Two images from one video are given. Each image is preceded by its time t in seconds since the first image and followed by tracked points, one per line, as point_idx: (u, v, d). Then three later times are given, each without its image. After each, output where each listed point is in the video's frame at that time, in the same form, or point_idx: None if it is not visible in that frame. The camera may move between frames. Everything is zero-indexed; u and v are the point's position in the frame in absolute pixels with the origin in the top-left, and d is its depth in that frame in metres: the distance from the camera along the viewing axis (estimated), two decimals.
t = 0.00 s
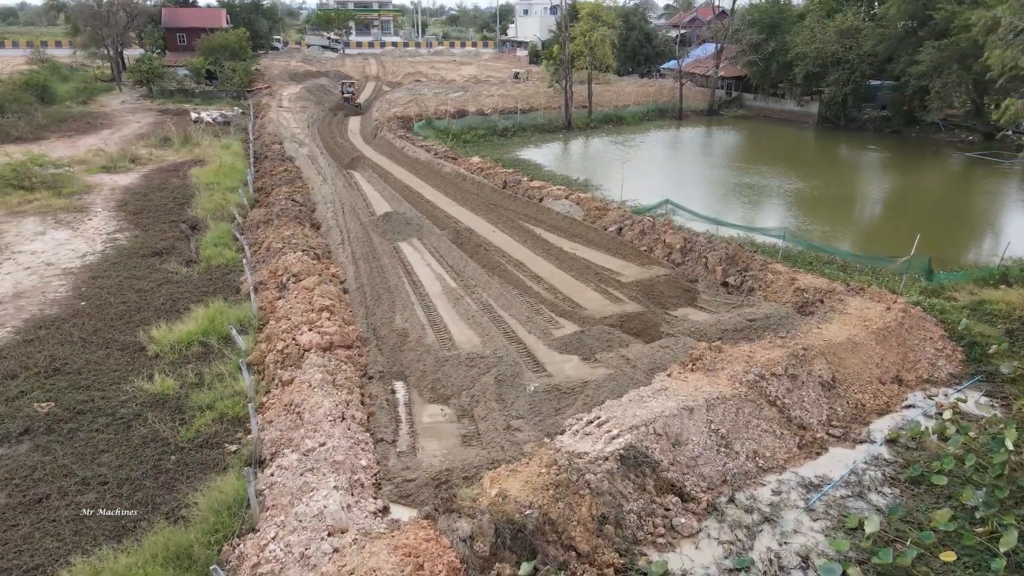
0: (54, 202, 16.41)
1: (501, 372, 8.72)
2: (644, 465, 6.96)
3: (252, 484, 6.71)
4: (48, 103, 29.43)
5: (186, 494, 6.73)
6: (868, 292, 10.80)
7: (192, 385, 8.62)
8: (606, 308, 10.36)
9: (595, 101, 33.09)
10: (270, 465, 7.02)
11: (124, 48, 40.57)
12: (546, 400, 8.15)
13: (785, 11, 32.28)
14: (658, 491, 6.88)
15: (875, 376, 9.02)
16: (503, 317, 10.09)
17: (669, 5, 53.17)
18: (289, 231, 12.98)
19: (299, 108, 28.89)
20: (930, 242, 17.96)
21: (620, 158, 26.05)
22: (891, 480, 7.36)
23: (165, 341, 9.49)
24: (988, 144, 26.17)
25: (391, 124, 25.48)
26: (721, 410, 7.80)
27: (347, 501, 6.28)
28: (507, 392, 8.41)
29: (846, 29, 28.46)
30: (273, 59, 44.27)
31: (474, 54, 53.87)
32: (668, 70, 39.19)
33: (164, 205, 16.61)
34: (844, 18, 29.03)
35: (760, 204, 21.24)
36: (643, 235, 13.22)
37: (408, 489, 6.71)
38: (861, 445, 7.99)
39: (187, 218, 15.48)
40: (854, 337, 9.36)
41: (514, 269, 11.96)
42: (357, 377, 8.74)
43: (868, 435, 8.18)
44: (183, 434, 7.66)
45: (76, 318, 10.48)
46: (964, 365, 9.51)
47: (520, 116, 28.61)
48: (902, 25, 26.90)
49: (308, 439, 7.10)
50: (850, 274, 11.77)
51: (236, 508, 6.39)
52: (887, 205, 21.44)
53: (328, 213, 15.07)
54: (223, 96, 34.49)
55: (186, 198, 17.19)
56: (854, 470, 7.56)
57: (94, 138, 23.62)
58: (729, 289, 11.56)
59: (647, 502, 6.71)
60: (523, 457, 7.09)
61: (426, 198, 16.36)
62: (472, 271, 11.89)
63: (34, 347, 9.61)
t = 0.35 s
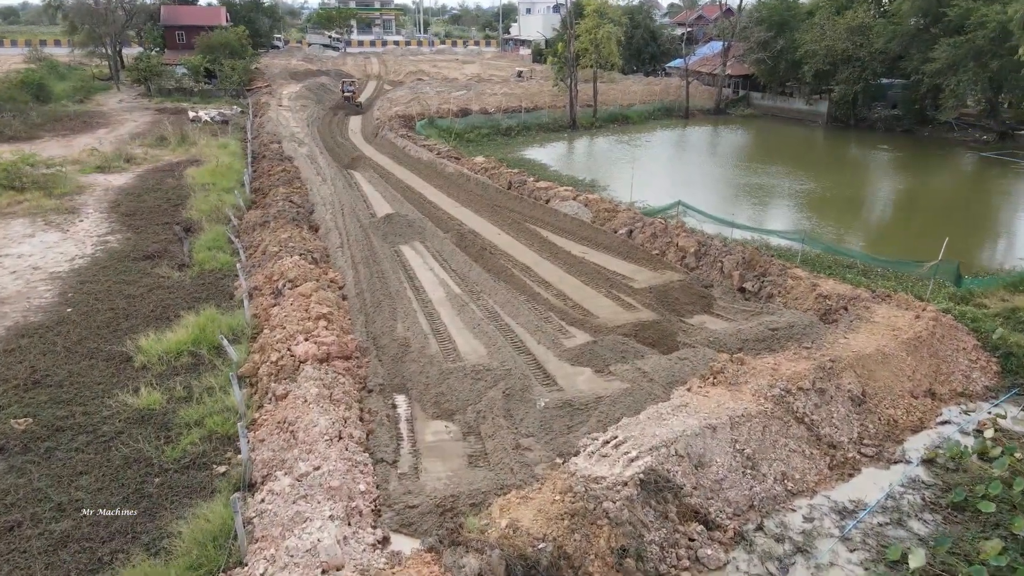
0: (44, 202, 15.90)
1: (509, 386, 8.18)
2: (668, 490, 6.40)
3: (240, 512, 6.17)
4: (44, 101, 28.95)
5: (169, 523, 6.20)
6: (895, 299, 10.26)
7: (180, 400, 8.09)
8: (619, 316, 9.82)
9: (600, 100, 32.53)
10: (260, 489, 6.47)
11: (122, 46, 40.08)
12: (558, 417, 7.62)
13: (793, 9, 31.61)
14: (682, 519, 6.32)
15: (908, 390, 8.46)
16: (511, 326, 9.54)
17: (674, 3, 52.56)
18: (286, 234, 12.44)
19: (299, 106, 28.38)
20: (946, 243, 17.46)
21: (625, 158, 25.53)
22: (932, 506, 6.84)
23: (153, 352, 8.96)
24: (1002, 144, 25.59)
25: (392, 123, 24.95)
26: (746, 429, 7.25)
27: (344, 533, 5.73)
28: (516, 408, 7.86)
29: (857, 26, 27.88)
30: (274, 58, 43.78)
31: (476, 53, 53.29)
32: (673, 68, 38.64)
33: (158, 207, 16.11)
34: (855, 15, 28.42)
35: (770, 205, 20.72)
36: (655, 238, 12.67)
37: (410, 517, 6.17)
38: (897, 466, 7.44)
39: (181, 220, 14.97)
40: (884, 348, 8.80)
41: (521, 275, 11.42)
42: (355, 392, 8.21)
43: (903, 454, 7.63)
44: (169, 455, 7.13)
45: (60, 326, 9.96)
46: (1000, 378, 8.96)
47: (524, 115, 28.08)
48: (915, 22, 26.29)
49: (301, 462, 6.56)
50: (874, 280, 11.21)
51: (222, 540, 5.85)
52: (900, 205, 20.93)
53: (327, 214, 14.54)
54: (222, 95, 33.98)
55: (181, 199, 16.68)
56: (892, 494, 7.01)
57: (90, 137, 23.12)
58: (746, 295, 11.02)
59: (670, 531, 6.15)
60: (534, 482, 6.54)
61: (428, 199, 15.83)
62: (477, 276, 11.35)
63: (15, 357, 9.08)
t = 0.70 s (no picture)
0: (35, 204, 15.35)
1: (521, 403, 7.61)
2: (699, 524, 5.80)
3: (226, 549, 5.58)
4: (40, 100, 28.47)
5: (150, 560, 5.62)
6: (928, 308, 9.66)
7: (168, 418, 7.52)
8: (635, 327, 9.24)
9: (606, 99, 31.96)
10: (250, 522, 5.89)
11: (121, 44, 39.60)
12: (574, 439, 7.04)
13: (804, 6, 30.95)
14: (715, 556, 5.72)
15: (949, 407, 7.85)
16: (521, 338, 8.96)
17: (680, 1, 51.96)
18: (283, 238, 11.86)
19: (300, 105, 27.85)
20: (969, 246, 16.82)
21: (632, 158, 24.92)
22: (987, 540, 6.25)
23: (139, 365, 8.40)
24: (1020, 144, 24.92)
25: (395, 122, 24.39)
26: (782, 453, 6.65)
27: None
28: (529, 429, 7.27)
29: (870, 24, 27.26)
30: (275, 56, 43.27)
31: (480, 51, 52.74)
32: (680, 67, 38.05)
33: (152, 208, 15.56)
34: (868, 12, 27.79)
35: (783, 206, 20.09)
36: (670, 242, 12.09)
37: (416, 554, 5.60)
38: (944, 493, 6.85)
39: (176, 222, 14.42)
40: (922, 361, 8.20)
41: (530, 281, 10.85)
42: (356, 410, 7.63)
43: (949, 480, 7.03)
44: (153, 481, 6.56)
45: (43, 336, 9.39)
46: None
47: (529, 114, 27.52)
48: (930, 19, 25.65)
49: (295, 493, 5.97)
50: (902, 287, 10.62)
51: None
52: (918, 207, 20.26)
53: (328, 217, 13.98)
54: (222, 93, 33.46)
55: (177, 200, 16.14)
56: (942, 527, 6.42)
57: (85, 137, 22.60)
58: (768, 303, 10.43)
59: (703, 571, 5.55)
60: (550, 516, 5.95)
61: (432, 201, 15.26)
62: (484, 283, 10.77)
63: None
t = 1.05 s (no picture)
0: (26, 204, 14.84)
1: (536, 420, 7.05)
2: (737, 561, 5.24)
3: None
4: (37, 99, 27.99)
5: None
6: (965, 316, 9.10)
7: (157, 436, 6.99)
8: (656, 336, 8.70)
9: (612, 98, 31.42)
10: (241, 556, 5.35)
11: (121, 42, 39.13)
12: (596, 460, 6.49)
13: (815, 2, 30.35)
14: None
15: (997, 424, 7.28)
16: (536, 348, 8.42)
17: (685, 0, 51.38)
18: (282, 241, 11.32)
19: (301, 104, 27.34)
20: (995, 247, 16.20)
21: (639, 157, 24.32)
22: None
23: (127, 378, 7.87)
24: None
25: (398, 121, 23.87)
26: (823, 477, 6.09)
27: None
28: (546, 448, 6.72)
29: (883, 20, 26.65)
30: (276, 55, 42.78)
31: (483, 50, 52.21)
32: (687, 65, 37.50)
33: (148, 209, 15.04)
34: (881, 8, 27.18)
35: (796, 206, 19.44)
36: (687, 245, 11.54)
37: None
38: (999, 521, 6.28)
39: (171, 224, 13.90)
40: (966, 374, 7.64)
41: (542, 287, 10.31)
42: (358, 426, 7.09)
43: (1002, 506, 6.47)
44: (138, 507, 6.02)
45: (26, 345, 8.86)
46: None
47: (535, 113, 26.96)
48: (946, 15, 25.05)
49: (292, 525, 5.42)
50: (935, 294, 10.05)
51: None
52: (937, 207, 19.67)
53: (329, 218, 13.46)
54: (222, 92, 32.97)
55: (173, 200, 15.63)
56: (1001, 560, 5.86)
57: (82, 136, 22.10)
58: (794, 310, 9.87)
59: None
60: (574, 553, 5.39)
61: (437, 202, 14.73)
62: (493, 288, 10.23)
63: None
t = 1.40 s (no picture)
0: (19, 205, 14.34)
1: (556, 437, 6.54)
2: None
3: None
4: (35, 97, 27.54)
5: None
6: (1007, 324, 8.58)
7: (148, 455, 6.50)
8: (680, 344, 8.20)
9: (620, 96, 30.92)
10: None
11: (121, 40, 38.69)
12: (623, 483, 5.98)
13: None
14: None
15: None
16: (553, 358, 7.91)
17: None
18: (283, 243, 10.82)
19: (303, 102, 26.87)
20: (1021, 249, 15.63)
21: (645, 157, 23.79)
22: None
23: (118, 390, 7.39)
24: None
25: (402, 119, 23.39)
26: (873, 503, 5.56)
27: None
28: (567, 469, 6.21)
29: (897, 17, 26.12)
30: (278, 54, 42.31)
31: (487, 49, 51.71)
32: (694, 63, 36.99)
33: (145, 209, 14.56)
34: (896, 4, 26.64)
35: (808, 207, 18.88)
36: (707, 247, 11.03)
37: None
38: None
39: (169, 224, 13.42)
40: (1016, 387, 7.11)
41: (557, 291, 9.80)
42: (365, 443, 6.59)
43: None
44: (125, 535, 5.53)
45: (12, 354, 8.37)
46: None
47: (541, 112, 26.44)
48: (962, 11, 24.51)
49: (291, 558, 4.91)
50: (971, 299, 9.52)
51: None
52: (957, 207, 19.11)
53: (333, 218, 12.98)
54: (223, 90, 32.51)
55: (172, 200, 15.16)
56: None
57: (79, 134, 21.62)
58: (823, 316, 9.35)
59: None
60: None
61: (443, 202, 14.23)
62: (505, 293, 9.73)
63: None
